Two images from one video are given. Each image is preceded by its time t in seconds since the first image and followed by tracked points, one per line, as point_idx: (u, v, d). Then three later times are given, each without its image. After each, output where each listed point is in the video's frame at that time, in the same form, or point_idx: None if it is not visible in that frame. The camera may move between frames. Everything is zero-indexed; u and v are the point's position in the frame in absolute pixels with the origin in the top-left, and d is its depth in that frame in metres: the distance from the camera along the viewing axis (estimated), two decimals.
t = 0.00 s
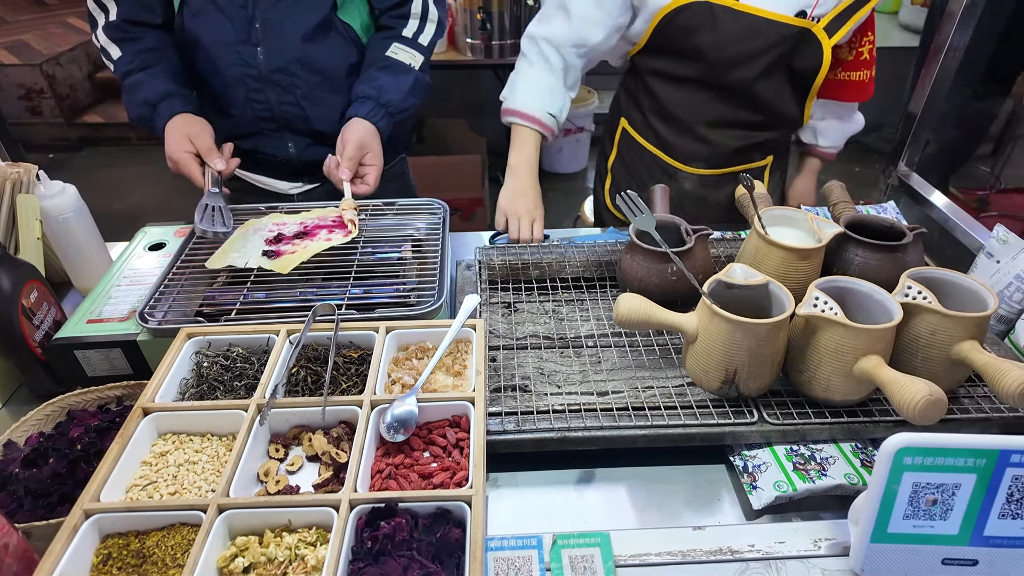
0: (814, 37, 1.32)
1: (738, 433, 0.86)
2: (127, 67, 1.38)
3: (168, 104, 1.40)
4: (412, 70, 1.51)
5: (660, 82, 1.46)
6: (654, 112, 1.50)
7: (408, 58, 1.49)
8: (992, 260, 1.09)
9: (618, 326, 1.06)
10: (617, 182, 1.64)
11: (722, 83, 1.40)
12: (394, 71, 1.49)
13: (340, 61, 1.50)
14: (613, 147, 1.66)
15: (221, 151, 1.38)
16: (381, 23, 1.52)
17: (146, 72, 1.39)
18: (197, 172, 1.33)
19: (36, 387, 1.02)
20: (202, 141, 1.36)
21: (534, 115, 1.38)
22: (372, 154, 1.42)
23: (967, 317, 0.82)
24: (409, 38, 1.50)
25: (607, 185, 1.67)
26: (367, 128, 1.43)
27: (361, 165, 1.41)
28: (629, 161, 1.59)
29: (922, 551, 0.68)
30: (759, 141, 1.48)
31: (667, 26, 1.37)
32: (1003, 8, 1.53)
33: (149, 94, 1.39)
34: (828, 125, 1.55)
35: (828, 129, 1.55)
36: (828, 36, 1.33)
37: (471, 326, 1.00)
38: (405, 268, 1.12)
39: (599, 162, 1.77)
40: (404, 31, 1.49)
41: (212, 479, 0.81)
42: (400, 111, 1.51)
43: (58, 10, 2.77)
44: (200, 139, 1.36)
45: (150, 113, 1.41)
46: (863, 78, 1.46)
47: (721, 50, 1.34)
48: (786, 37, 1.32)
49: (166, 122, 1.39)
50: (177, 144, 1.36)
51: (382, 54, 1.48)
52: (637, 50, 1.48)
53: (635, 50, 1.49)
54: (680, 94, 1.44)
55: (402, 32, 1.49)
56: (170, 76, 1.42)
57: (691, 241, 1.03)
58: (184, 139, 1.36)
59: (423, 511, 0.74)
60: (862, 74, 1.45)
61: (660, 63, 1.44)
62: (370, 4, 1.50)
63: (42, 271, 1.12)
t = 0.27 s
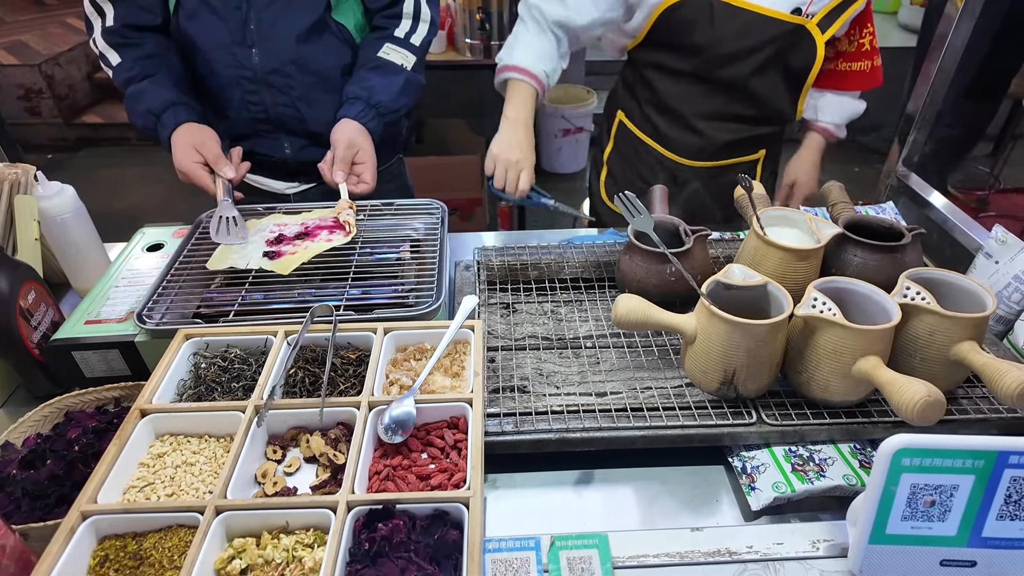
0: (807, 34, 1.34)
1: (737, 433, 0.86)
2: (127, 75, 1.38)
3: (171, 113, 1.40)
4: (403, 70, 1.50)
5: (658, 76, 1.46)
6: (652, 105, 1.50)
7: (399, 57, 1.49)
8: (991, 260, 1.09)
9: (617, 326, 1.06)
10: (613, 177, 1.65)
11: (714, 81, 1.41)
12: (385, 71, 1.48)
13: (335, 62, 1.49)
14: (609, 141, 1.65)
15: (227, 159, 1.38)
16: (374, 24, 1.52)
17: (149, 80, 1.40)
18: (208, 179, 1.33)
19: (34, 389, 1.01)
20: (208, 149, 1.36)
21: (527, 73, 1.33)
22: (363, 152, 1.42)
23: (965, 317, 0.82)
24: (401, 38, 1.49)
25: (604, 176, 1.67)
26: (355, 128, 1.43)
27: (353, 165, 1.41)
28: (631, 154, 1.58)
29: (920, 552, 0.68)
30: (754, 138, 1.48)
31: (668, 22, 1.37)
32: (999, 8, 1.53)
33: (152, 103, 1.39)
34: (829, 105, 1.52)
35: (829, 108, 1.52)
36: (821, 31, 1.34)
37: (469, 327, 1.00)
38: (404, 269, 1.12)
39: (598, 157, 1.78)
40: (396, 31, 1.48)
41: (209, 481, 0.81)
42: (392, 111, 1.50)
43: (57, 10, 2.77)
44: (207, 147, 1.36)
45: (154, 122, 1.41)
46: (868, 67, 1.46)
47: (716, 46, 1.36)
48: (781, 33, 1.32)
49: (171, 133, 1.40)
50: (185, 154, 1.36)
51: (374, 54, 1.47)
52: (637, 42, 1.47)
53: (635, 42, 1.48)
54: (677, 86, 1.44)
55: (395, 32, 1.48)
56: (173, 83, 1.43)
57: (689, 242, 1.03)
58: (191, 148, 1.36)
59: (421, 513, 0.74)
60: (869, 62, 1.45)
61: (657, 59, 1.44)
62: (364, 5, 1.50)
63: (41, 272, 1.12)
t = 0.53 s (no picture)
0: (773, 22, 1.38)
1: (734, 434, 0.86)
2: (136, 77, 1.37)
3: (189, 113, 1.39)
4: (409, 66, 1.50)
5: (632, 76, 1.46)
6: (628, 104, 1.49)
7: (405, 55, 1.49)
8: (989, 261, 1.09)
9: (615, 327, 1.06)
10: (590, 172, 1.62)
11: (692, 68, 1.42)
12: (392, 67, 1.47)
13: (336, 63, 1.49)
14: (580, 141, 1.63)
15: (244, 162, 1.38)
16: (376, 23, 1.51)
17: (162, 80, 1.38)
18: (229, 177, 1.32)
19: (31, 391, 1.01)
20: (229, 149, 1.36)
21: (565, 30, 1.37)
22: (376, 147, 1.41)
23: (963, 317, 0.82)
24: (406, 36, 1.49)
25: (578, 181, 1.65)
26: (365, 124, 1.43)
27: (368, 162, 1.41)
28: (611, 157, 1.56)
29: (918, 554, 0.68)
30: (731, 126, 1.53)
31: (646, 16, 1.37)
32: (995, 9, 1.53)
33: (169, 103, 1.38)
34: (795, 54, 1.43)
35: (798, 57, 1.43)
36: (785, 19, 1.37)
37: (466, 328, 1.00)
38: (401, 270, 1.12)
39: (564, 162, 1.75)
40: (401, 29, 1.48)
41: (205, 483, 0.81)
42: (400, 107, 1.49)
43: (56, 10, 2.81)
44: (226, 147, 1.36)
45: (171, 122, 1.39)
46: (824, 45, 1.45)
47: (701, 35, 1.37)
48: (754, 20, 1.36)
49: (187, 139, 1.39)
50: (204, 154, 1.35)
51: (379, 52, 1.47)
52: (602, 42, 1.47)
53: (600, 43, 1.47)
54: (654, 83, 1.44)
55: (398, 30, 1.48)
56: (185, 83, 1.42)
57: (687, 243, 1.03)
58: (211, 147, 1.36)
59: (417, 515, 0.74)
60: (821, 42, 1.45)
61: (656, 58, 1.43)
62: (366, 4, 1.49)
63: (37, 273, 1.12)
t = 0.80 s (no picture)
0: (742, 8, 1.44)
1: (736, 435, 0.86)
2: (144, 70, 1.38)
3: (195, 104, 1.39)
4: (421, 69, 1.51)
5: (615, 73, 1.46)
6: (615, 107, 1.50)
7: (417, 57, 1.49)
8: (990, 261, 1.09)
9: (616, 328, 1.06)
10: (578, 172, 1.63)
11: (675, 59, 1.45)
12: (404, 68, 1.48)
13: (346, 65, 1.49)
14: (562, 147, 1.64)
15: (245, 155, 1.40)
16: (387, 25, 1.52)
17: (169, 73, 1.39)
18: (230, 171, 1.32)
19: (30, 392, 1.01)
20: (228, 141, 1.37)
21: (612, 60, 1.38)
22: (385, 153, 1.42)
23: (966, 318, 0.82)
24: (418, 38, 1.50)
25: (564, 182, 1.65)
26: (378, 126, 1.42)
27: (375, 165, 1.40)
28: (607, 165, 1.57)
29: (922, 555, 0.68)
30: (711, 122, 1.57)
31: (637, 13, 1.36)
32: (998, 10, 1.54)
33: (176, 94, 1.38)
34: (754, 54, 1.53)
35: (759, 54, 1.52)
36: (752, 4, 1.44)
37: (468, 329, 0.99)
38: (402, 271, 1.12)
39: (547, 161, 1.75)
40: (413, 31, 1.49)
41: (206, 485, 0.80)
42: (411, 109, 1.50)
43: (55, 10, 2.78)
44: (226, 140, 1.37)
45: (176, 112, 1.39)
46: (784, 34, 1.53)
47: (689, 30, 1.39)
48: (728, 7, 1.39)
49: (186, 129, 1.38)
50: (203, 147, 1.35)
51: (392, 53, 1.48)
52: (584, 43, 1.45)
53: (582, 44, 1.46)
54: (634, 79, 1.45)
55: (411, 31, 1.49)
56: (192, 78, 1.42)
57: (689, 244, 1.03)
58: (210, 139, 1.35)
59: (419, 517, 0.73)
60: (780, 32, 1.53)
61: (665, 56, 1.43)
62: (377, 6, 1.50)
63: (36, 274, 1.11)
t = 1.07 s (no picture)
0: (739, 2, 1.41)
1: (740, 437, 0.86)
2: (174, 57, 1.34)
3: (240, 91, 1.38)
4: (431, 77, 1.50)
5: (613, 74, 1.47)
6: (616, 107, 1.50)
7: (427, 65, 1.49)
8: (994, 262, 1.09)
9: (619, 329, 1.06)
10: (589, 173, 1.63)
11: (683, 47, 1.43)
12: (414, 77, 1.47)
13: (355, 68, 1.48)
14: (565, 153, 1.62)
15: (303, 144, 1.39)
16: (398, 29, 1.52)
17: (204, 59, 1.37)
18: (294, 166, 1.33)
19: (31, 394, 1.00)
20: (291, 133, 1.38)
21: (605, 56, 1.37)
22: (387, 159, 1.41)
23: (971, 320, 0.82)
24: (429, 46, 1.49)
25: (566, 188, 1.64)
26: (381, 132, 1.41)
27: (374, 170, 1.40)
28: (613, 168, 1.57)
29: (929, 558, 0.67)
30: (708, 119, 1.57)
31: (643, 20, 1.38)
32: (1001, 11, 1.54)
33: (221, 79, 1.36)
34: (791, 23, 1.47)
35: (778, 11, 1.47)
36: None
37: (471, 330, 0.99)
38: (404, 272, 1.11)
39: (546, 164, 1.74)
40: (424, 38, 1.49)
41: (209, 488, 0.80)
42: (418, 117, 1.50)
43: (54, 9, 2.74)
44: (291, 131, 1.38)
45: (219, 96, 1.36)
46: None
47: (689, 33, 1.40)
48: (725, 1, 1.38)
49: (231, 119, 1.37)
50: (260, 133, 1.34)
51: (402, 60, 1.47)
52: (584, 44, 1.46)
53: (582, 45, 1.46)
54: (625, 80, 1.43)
55: (423, 39, 1.49)
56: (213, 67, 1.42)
57: (692, 244, 1.02)
58: (261, 135, 1.34)
59: (424, 520, 0.73)
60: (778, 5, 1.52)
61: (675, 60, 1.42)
62: (388, 11, 1.50)
63: (37, 275, 1.11)
